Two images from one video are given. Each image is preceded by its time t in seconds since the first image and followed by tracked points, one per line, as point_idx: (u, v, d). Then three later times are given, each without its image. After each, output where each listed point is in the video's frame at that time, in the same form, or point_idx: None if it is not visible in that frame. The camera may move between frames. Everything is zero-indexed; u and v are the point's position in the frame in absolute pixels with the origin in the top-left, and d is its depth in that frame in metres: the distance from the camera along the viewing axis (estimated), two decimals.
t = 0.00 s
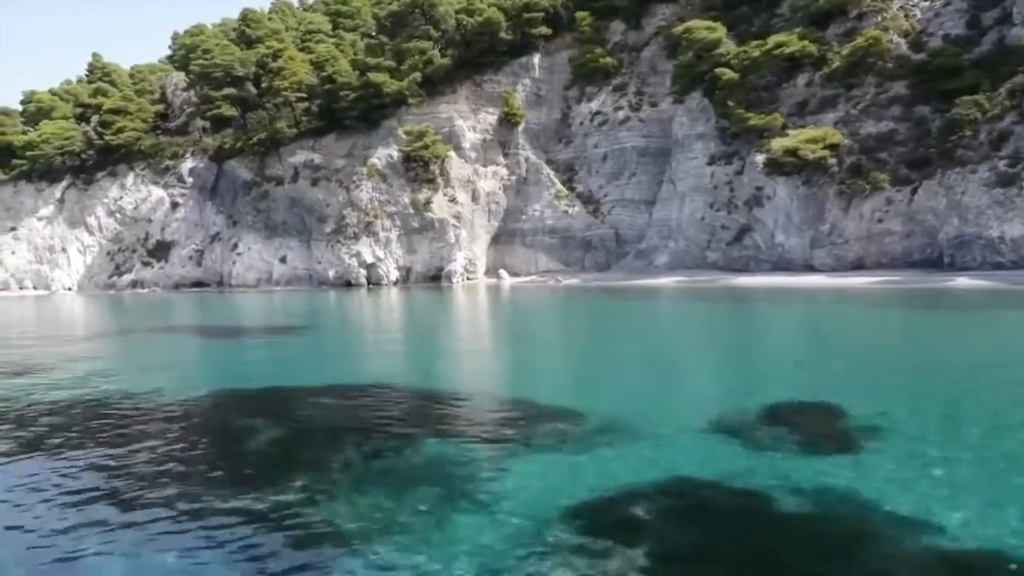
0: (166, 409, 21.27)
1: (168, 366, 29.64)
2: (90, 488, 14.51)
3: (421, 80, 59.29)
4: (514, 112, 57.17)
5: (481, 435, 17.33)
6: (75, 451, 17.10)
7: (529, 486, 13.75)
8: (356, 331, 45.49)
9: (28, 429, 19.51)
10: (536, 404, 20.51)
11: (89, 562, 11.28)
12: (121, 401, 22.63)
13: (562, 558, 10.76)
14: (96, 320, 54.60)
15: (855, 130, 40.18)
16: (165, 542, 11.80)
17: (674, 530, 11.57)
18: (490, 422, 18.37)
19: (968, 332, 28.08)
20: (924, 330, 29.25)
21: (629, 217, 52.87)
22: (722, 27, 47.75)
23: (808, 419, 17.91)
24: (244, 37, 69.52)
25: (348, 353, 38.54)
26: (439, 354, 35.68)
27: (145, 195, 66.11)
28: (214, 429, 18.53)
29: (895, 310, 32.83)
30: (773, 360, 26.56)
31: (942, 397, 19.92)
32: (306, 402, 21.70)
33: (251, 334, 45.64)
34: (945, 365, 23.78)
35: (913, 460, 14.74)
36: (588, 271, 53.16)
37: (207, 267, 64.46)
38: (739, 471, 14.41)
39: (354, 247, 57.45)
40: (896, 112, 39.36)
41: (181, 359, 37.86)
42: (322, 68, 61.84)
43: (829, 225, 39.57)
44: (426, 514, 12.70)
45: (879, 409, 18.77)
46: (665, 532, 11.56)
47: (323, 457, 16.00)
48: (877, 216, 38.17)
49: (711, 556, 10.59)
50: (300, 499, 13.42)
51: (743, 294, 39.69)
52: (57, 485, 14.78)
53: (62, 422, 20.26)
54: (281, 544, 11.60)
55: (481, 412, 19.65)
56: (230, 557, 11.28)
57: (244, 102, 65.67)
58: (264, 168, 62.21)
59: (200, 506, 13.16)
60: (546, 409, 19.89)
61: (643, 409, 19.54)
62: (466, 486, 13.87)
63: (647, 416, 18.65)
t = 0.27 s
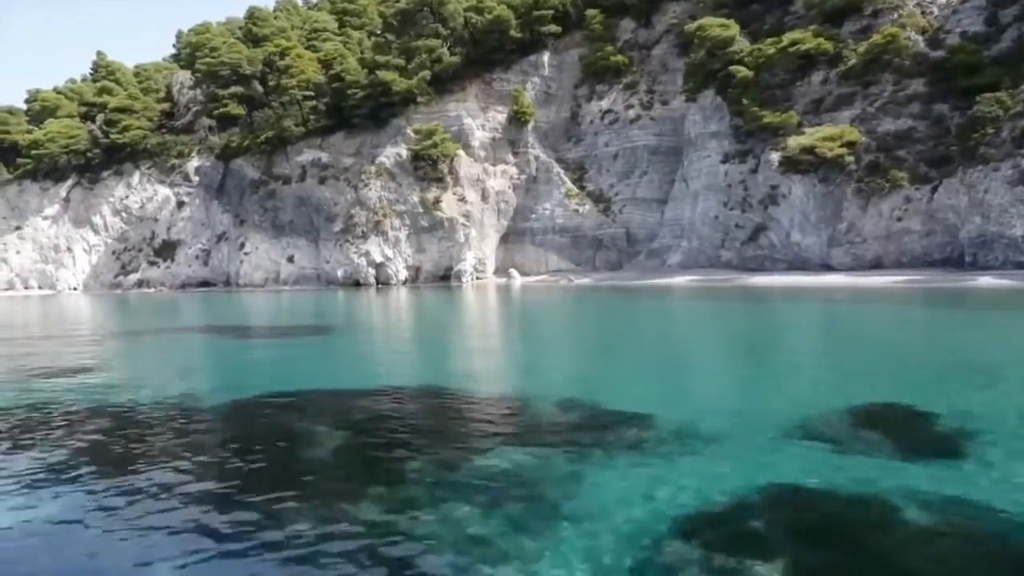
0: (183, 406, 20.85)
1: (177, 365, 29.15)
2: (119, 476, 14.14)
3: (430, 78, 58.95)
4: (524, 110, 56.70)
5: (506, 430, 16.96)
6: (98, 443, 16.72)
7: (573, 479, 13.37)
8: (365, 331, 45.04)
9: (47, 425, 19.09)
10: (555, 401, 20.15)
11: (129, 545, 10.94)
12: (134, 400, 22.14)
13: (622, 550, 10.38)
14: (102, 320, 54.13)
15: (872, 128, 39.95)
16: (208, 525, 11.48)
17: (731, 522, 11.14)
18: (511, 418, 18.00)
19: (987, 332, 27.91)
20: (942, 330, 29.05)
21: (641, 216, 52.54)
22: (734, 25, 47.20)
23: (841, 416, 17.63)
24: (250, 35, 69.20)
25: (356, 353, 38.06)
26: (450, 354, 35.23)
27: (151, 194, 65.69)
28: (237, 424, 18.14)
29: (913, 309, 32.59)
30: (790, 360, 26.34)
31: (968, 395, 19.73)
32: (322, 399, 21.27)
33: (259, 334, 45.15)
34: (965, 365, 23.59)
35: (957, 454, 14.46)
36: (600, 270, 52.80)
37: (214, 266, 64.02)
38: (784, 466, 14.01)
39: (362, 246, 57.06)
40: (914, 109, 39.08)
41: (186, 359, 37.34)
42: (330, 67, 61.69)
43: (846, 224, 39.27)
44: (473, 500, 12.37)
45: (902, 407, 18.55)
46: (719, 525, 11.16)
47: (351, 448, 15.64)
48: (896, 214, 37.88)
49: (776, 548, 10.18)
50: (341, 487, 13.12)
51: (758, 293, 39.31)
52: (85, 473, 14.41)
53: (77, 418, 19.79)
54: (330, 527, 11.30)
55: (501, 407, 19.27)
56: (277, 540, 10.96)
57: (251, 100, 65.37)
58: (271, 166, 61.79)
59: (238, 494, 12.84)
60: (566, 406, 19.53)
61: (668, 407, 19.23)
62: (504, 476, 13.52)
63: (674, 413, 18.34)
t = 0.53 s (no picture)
0: (198, 409, 20.51)
1: (186, 365, 28.82)
2: (147, 479, 13.86)
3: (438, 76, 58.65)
4: (532, 108, 56.33)
5: (531, 433, 16.66)
6: (121, 445, 16.41)
7: (611, 484, 13.07)
8: (372, 330, 44.71)
9: (66, 427, 18.78)
10: (572, 403, 19.83)
11: (168, 551, 10.67)
12: (145, 402, 21.79)
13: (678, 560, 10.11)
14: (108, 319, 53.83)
15: (887, 126, 39.70)
16: (248, 530, 11.22)
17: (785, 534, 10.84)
18: (532, 420, 17.69)
19: (1005, 331, 27.67)
20: (959, 329, 28.81)
21: (651, 215, 52.25)
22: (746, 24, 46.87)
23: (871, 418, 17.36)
24: (256, 34, 68.91)
25: (362, 353, 37.70)
26: (458, 354, 34.87)
27: (156, 193, 65.33)
28: (258, 426, 17.81)
29: (927, 308, 32.38)
30: (806, 360, 26.05)
31: (993, 395, 19.48)
32: (337, 403, 20.90)
33: (266, 334, 44.80)
34: (986, 364, 23.33)
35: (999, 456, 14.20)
36: (609, 270, 52.52)
37: (220, 266, 63.69)
38: (825, 471, 13.70)
39: (370, 245, 56.77)
40: (930, 108, 38.90)
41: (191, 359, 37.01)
42: (337, 65, 61.71)
43: (862, 223, 39.03)
44: (516, 505, 12.10)
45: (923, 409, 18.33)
46: (770, 537, 10.87)
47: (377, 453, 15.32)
48: (913, 213, 37.65)
49: (838, 560, 9.88)
50: (377, 492, 12.85)
51: (770, 293, 39.04)
52: (111, 476, 14.12)
53: (93, 421, 19.44)
54: (375, 533, 11.07)
55: (520, 409, 18.96)
56: (322, 546, 10.71)
57: (258, 99, 65.05)
58: (277, 165, 61.47)
59: (272, 498, 12.57)
60: (585, 408, 19.19)
61: (691, 408, 18.91)
62: (539, 480, 13.25)
63: (698, 415, 18.04)
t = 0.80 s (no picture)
0: (219, 412, 20.19)
1: (199, 365, 28.46)
2: (190, 490, 13.58)
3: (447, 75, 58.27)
4: (542, 107, 55.97)
5: (564, 438, 16.29)
6: (150, 451, 16.12)
7: (659, 494, 12.83)
8: (382, 330, 44.37)
9: (90, 432, 18.43)
10: (595, 405, 19.51)
11: (228, 566, 10.46)
12: (162, 404, 21.44)
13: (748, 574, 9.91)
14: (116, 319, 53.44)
15: (906, 124, 39.45)
16: (307, 542, 11.05)
17: (858, 552, 10.56)
18: (559, 424, 17.35)
19: None
20: (979, 328, 28.56)
21: (663, 214, 51.98)
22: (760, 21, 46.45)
23: (907, 421, 17.09)
24: (262, 32, 68.54)
25: (372, 352, 37.30)
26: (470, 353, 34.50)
27: (162, 192, 64.95)
28: (286, 431, 17.47)
29: (945, 306, 32.22)
30: (826, 359, 25.77)
31: None
32: (358, 406, 20.51)
33: (275, 334, 44.43)
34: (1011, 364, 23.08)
35: None
36: (621, 269, 52.25)
37: (227, 265, 63.33)
38: (877, 479, 13.42)
39: (379, 245, 56.47)
40: (949, 105, 38.77)
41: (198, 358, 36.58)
42: (345, 64, 61.26)
43: (881, 222, 38.86)
44: (575, 518, 11.80)
45: (948, 409, 18.21)
46: (831, 551, 10.63)
47: (417, 461, 14.98)
48: (933, 212, 37.52)
49: None
50: (426, 502, 12.56)
51: (785, 293, 38.75)
52: (150, 486, 13.83)
53: (115, 425, 19.13)
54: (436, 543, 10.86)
55: (549, 412, 18.67)
56: (379, 559, 10.49)
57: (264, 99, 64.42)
58: (285, 164, 61.10)
59: (320, 509, 12.35)
60: (614, 410, 18.91)
61: (720, 411, 18.63)
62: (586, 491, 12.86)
63: (729, 418, 17.76)
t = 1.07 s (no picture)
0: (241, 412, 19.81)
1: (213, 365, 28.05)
2: (228, 490, 13.25)
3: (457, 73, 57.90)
4: (552, 105, 55.63)
5: (599, 438, 15.86)
6: (179, 451, 15.76)
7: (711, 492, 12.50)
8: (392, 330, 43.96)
9: (115, 432, 18.05)
10: (624, 405, 19.08)
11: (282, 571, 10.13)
12: (180, 404, 21.03)
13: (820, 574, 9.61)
14: (124, 319, 53.06)
15: (925, 122, 39.15)
16: (360, 546, 10.72)
17: (933, 558, 10.11)
18: (591, 425, 16.91)
19: None
20: (1001, 327, 28.25)
21: (676, 213, 51.67)
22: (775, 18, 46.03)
23: (947, 421, 16.75)
24: (269, 30, 68.22)
25: (383, 351, 36.88)
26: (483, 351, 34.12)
27: (169, 191, 64.56)
28: (314, 432, 17.11)
29: (966, 305, 31.85)
30: (849, 358, 25.43)
31: None
32: (380, 406, 20.13)
33: (285, 334, 44.00)
34: None
35: None
36: (633, 269, 51.96)
37: (234, 265, 62.91)
38: (932, 481, 13.00)
39: (389, 244, 56.15)
40: (969, 103, 38.51)
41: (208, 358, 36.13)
42: (354, 62, 60.85)
43: (900, 221, 38.54)
44: (628, 521, 11.40)
45: (983, 408, 17.87)
46: (898, 554, 10.28)
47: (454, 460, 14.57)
48: (954, 210, 37.19)
49: None
50: (471, 502, 12.18)
51: (801, 291, 38.40)
52: (186, 487, 13.48)
53: (137, 424, 18.75)
54: (492, 545, 10.56)
55: (579, 411, 18.32)
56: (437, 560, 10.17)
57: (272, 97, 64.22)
58: (293, 163, 60.71)
59: (366, 508, 12.01)
60: (643, 409, 18.58)
61: (752, 410, 18.29)
62: (635, 490, 12.45)
63: (763, 417, 17.41)
